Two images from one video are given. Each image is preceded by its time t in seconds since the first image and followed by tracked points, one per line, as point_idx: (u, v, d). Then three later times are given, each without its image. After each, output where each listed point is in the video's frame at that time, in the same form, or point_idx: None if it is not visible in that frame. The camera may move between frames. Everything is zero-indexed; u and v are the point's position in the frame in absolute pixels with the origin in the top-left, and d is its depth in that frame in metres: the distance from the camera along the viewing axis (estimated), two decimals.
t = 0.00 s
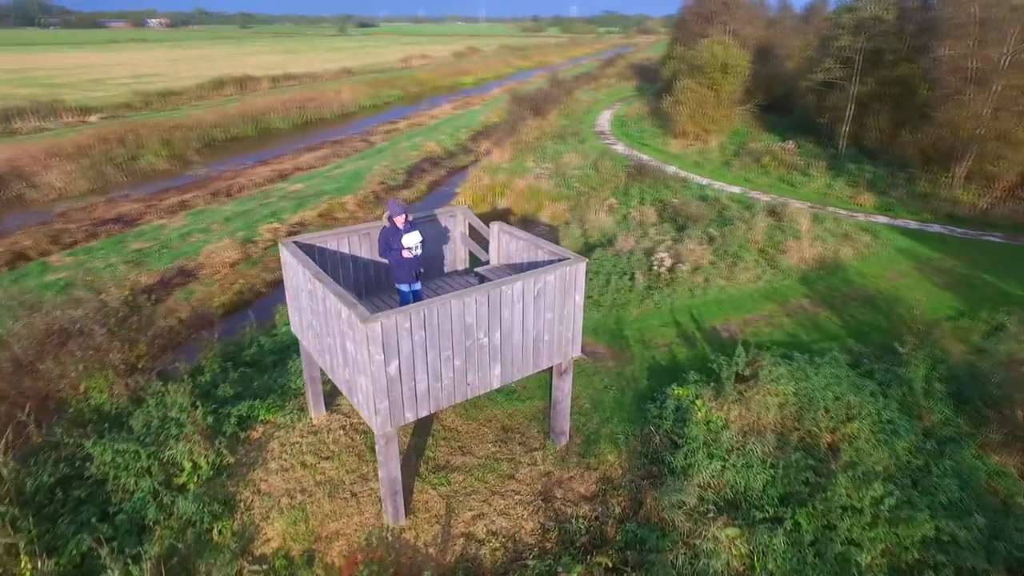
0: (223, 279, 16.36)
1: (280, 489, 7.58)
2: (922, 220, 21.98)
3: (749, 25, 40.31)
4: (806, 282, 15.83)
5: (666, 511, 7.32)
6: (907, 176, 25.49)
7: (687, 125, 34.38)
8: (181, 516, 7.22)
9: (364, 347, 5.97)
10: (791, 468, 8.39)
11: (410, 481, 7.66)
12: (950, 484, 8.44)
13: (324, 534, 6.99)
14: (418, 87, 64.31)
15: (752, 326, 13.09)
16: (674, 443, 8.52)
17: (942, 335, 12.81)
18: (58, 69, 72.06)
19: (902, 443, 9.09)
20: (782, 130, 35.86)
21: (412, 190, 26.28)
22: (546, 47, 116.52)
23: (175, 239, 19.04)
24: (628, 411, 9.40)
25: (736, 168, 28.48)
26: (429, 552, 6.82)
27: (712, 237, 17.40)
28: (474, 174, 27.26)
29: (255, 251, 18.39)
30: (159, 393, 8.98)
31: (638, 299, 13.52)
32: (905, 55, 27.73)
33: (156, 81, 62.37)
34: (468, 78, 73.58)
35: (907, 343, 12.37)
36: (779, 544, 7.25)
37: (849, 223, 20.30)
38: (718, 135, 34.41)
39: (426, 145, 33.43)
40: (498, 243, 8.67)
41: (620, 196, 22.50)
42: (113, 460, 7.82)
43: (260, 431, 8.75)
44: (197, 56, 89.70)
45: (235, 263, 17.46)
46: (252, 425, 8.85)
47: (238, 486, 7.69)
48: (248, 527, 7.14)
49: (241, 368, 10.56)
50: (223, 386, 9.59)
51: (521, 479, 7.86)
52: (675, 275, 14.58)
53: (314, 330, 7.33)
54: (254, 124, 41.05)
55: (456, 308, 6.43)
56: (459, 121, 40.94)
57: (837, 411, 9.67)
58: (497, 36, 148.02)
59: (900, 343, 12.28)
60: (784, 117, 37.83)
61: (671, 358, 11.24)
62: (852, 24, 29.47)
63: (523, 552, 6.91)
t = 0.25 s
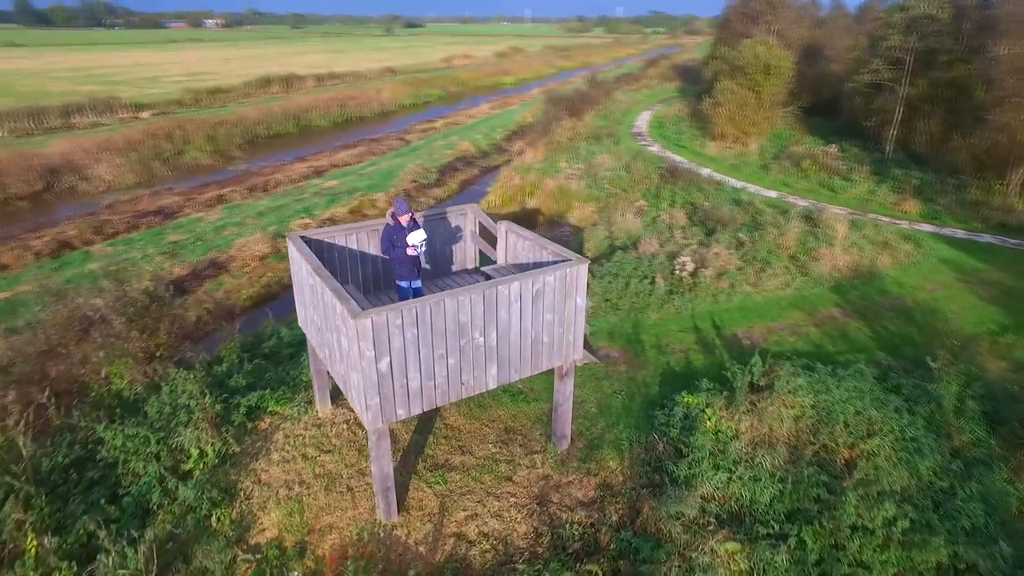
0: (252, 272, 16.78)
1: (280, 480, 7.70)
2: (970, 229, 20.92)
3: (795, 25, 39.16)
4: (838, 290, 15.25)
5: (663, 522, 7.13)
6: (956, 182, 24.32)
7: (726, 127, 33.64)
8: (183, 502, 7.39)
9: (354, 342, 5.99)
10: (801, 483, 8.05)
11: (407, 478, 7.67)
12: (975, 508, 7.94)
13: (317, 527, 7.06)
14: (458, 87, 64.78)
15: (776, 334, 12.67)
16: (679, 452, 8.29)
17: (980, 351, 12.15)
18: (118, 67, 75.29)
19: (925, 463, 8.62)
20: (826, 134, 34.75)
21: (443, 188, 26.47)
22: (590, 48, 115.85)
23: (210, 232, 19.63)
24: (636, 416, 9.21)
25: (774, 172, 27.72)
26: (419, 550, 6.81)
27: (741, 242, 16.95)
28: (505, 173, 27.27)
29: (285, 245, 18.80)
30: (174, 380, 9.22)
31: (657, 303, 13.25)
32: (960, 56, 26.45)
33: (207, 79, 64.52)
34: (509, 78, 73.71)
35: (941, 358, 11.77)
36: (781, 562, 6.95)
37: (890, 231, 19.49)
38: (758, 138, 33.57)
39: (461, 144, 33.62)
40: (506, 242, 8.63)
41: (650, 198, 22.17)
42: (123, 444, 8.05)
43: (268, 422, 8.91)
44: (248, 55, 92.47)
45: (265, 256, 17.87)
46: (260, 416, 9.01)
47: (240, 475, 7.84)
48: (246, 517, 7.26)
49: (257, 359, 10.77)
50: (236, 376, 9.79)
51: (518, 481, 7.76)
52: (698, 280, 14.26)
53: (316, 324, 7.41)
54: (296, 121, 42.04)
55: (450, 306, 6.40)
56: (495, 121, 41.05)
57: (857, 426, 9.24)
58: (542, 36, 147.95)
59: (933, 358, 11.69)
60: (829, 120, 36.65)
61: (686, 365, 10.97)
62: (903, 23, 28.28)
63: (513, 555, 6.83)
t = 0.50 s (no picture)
0: (279, 267, 17.17)
1: (281, 473, 7.86)
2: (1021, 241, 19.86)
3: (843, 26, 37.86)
4: (870, 302, 14.67)
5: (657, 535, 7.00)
6: (1008, 192, 23.12)
7: (765, 131, 32.96)
8: (188, 490, 7.60)
9: (347, 340, 6.08)
10: (808, 500, 7.76)
11: (404, 477, 7.73)
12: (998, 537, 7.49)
13: (313, 521, 7.17)
14: (496, 87, 64.98)
15: (798, 346, 12.27)
16: (681, 463, 8.13)
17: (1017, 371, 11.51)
18: (172, 66, 78.24)
19: (947, 486, 8.19)
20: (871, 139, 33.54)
21: (473, 189, 26.61)
22: (633, 48, 114.74)
23: (243, 227, 20.19)
24: (641, 425, 9.07)
25: (813, 178, 26.90)
26: (410, 550, 6.84)
27: (769, 249, 16.51)
28: (536, 175, 27.22)
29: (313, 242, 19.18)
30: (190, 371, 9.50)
31: (675, 309, 12.99)
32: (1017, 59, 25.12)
33: (254, 78, 66.41)
34: (549, 79, 73.58)
35: (974, 377, 11.19)
36: None
37: (932, 241, 18.66)
38: (799, 142, 32.75)
39: (494, 144, 33.71)
40: (512, 244, 8.63)
41: (679, 202, 21.80)
42: (136, 431, 8.31)
43: (276, 416, 9.10)
44: (295, 54, 94.78)
45: (292, 252, 18.26)
46: (269, 410, 9.21)
47: (244, 467, 8.03)
48: (246, 507, 7.43)
49: (273, 352, 11.01)
50: (250, 369, 10.04)
51: (514, 486, 7.74)
52: (720, 287, 13.96)
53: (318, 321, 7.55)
54: (335, 120, 42.89)
55: (443, 308, 6.42)
56: (531, 122, 41.03)
57: (875, 444, 8.85)
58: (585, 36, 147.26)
59: (965, 377, 11.12)
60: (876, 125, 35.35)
61: (699, 374, 10.75)
62: (956, 24, 27.02)
63: (502, 560, 6.80)
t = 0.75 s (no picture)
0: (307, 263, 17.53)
1: (284, 468, 8.02)
2: None
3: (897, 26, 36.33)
4: (906, 317, 14.01)
5: (652, 550, 6.84)
6: None
7: (808, 135, 32.16)
8: (194, 479, 7.81)
9: (342, 342, 6.15)
10: (817, 521, 7.42)
11: (402, 477, 7.77)
12: None
13: (310, 517, 7.27)
14: (537, 87, 64.93)
15: (823, 361, 11.82)
16: (685, 478, 7.93)
17: None
18: (225, 65, 80.93)
19: (972, 514, 7.68)
20: (923, 145, 32.10)
21: (505, 190, 26.63)
22: (679, 49, 113.01)
23: (277, 223, 20.71)
24: (648, 436, 8.90)
25: (856, 185, 25.93)
26: (402, 551, 6.87)
27: (800, 258, 16.00)
28: (569, 177, 27.05)
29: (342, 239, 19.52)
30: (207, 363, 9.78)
31: (696, 317, 12.69)
32: None
33: (301, 77, 68.11)
34: (592, 79, 73.16)
35: (1013, 400, 10.52)
36: None
37: (981, 253, 17.69)
38: (844, 147, 31.76)
39: (529, 145, 33.65)
40: (521, 248, 8.56)
41: (712, 208, 21.35)
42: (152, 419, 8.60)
43: (287, 410, 9.29)
44: (342, 54, 96.75)
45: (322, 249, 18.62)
46: (281, 404, 9.40)
47: (251, 459, 8.22)
48: (248, 500, 7.60)
49: (291, 348, 11.23)
50: (266, 364, 10.27)
51: (512, 491, 7.69)
52: (745, 296, 13.60)
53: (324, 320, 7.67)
54: (376, 119, 43.59)
55: (438, 312, 6.42)
56: (568, 123, 40.84)
57: (896, 466, 8.40)
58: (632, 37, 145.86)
59: (1003, 400, 10.48)
60: (929, 131, 33.82)
61: (715, 385, 10.47)
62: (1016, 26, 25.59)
63: (492, 565, 6.76)
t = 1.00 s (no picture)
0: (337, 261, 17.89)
1: (289, 463, 8.16)
2: None
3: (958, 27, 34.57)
4: (946, 333, 13.30)
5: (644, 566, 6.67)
6: None
7: (855, 141, 31.32)
8: (202, 470, 8.03)
9: (337, 342, 6.21)
10: (824, 546, 7.09)
11: (401, 478, 7.80)
12: None
13: (307, 513, 7.38)
14: (580, 88, 64.60)
15: (850, 378, 11.35)
16: (688, 494, 7.71)
17: None
18: (277, 64, 83.35)
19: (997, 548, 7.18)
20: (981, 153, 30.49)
21: (538, 192, 26.60)
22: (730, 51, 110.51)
23: (311, 220, 21.21)
24: (656, 448, 8.70)
25: (904, 194, 24.85)
26: (394, 552, 6.89)
27: (835, 270, 15.43)
28: (603, 180, 26.81)
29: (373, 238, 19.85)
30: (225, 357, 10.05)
31: (718, 327, 12.36)
32: None
33: (348, 77, 69.59)
34: (637, 81, 72.26)
35: None
36: None
37: None
38: (895, 154, 30.61)
39: (566, 147, 33.49)
40: (531, 254, 8.43)
41: (747, 215, 20.83)
42: (168, 409, 8.88)
43: (298, 406, 9.45)
44: (390, 54, 98.37)
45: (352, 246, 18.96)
46: (292, 400, 9.58)
47: (258, 453, 8.40)
48: (251, 493, 7.76)
49: (309, 344, 11.44)
50: (282, 360, 10.48)
51: (509, 498, 7.63)
52: (771, 307, 13.18)
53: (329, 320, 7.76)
54: (416, 119, 44.12)
55: (433, 316, 6.42)
56: (608, 125, 40.48)
57: (917, 492, 7.94)
58: (682, 38, 143.46)
59: None
60: (989, 138, 32.09)
61: (731, 399, 10.16)
62: None
63: (481, 572, 6.71)
